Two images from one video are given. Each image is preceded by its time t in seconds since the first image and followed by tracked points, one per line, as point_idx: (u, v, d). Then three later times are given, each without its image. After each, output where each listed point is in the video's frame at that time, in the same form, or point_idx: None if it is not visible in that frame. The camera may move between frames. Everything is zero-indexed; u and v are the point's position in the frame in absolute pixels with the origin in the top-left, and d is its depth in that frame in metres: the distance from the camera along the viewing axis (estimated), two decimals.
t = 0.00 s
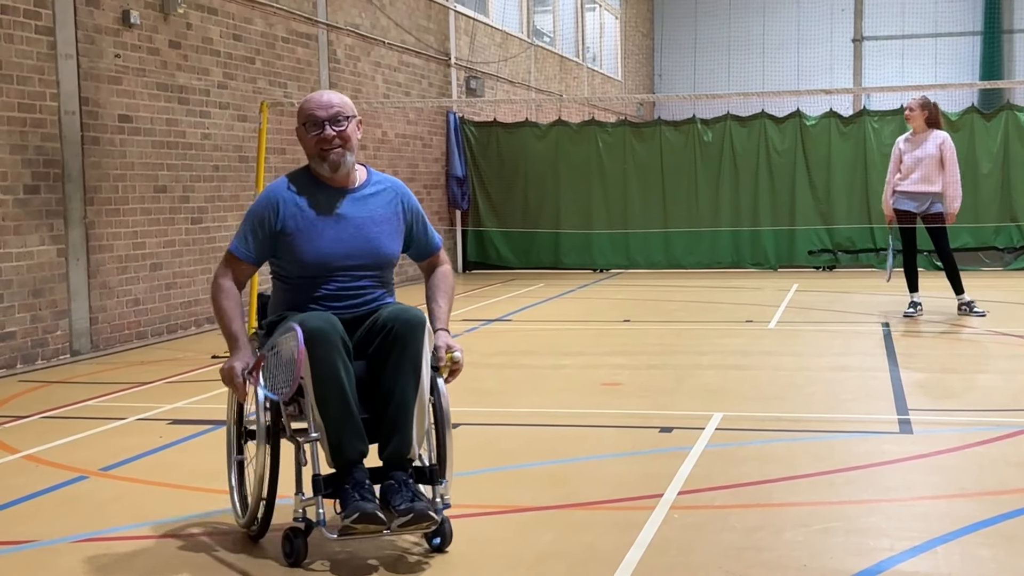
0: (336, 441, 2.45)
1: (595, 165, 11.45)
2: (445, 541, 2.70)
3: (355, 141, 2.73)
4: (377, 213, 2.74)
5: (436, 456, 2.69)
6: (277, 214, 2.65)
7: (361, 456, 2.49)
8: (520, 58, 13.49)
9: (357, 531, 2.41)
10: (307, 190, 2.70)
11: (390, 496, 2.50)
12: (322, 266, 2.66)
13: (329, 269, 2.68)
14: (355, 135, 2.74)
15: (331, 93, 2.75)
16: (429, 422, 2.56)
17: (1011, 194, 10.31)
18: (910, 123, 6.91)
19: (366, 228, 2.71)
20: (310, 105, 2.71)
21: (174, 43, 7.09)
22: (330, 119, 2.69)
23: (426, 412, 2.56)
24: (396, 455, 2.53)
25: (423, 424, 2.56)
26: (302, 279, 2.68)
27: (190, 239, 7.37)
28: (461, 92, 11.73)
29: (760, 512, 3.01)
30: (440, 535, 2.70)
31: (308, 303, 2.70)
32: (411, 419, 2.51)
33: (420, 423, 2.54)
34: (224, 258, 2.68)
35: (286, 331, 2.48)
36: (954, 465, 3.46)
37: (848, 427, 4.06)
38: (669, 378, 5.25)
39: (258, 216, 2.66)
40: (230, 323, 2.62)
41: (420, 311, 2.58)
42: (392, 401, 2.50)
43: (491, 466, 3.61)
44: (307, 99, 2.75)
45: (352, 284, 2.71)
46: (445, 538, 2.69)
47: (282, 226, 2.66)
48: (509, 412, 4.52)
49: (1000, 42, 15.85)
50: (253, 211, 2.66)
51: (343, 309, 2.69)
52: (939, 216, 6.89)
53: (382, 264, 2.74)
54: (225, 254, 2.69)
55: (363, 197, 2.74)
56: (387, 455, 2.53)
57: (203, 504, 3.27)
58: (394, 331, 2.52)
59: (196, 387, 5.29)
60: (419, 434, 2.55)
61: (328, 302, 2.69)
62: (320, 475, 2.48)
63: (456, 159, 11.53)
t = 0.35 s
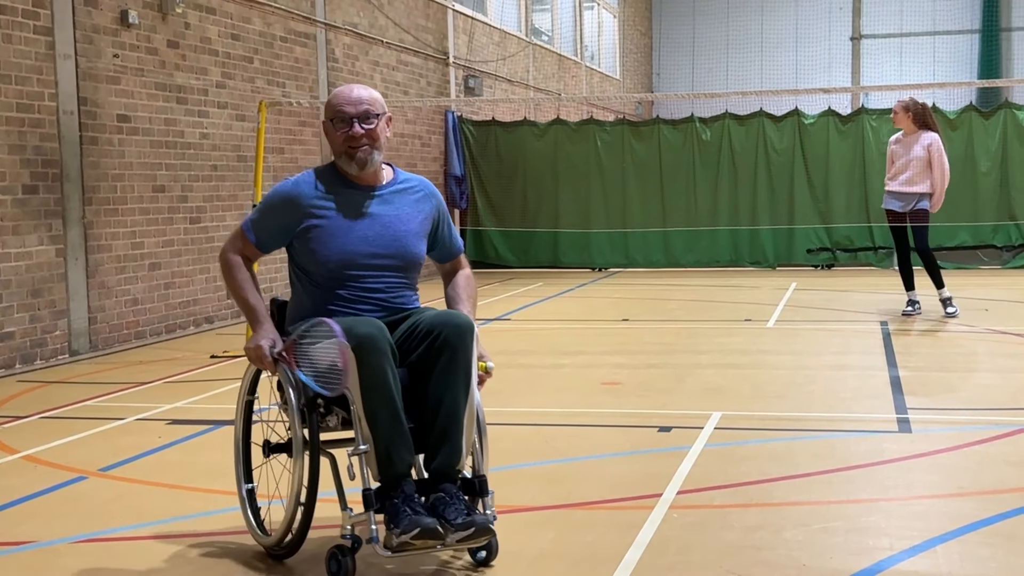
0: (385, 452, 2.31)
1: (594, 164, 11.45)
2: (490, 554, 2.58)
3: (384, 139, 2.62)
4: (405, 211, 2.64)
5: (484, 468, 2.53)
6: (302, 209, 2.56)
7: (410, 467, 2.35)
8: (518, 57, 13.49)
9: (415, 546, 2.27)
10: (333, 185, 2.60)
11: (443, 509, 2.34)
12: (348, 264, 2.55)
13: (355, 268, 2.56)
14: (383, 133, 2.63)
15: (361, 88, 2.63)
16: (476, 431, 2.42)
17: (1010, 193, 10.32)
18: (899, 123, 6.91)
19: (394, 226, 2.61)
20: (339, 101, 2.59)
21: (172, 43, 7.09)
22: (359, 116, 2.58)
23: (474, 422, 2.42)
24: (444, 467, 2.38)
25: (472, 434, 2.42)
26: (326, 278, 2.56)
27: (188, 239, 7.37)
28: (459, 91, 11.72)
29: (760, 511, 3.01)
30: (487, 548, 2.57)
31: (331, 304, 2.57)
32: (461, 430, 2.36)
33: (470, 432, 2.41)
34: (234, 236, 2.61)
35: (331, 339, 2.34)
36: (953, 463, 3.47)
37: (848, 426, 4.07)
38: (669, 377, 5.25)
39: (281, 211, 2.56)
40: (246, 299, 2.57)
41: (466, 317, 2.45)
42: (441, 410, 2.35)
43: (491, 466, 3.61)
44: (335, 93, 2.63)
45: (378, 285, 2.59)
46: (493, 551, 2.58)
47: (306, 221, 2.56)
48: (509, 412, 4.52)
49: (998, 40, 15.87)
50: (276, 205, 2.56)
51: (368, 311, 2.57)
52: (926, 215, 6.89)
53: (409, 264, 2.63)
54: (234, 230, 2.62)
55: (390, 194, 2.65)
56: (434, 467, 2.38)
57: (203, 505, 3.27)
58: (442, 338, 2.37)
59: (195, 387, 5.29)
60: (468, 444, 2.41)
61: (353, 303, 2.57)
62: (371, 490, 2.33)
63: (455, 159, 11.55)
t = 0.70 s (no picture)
0: (452, 460, 2.29)
1: (589, 164, 11.46)
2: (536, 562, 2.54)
3: (412, 134, 2.57)
4: (435, 211, 2.59)
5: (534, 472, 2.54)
6: (335, 215, 2.45)
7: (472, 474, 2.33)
8: (512, 57, 13.49)
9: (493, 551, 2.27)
10: (362, 188, 2.52)
11: (508, 515, 2.35)
12: (387, 270, 2.49)
13: (393, 272, 2.51)
14: (411, 129, 2.58)
15: (385, 81, 2.58)
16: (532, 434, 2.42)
17: (1003, 192, 10.35)
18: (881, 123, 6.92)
19: (427, 226, 2.55)
20: (364, 94, 2.54)
21: (166, 44, 7.08)
22: (384, 111, 2.53)
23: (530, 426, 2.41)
24: (505, 472, 2.37)
25: (528, 437, 2.42)
26: (365, 284, 2.49)
27: (182, 239, 7.36)
28: (454, 91, 11.72)
29: (754, 511, 3.02)
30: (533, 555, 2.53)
31: (370, 310, 2.52)
32: (521, 434, 2.35)
33: (527, 436, 2.40)
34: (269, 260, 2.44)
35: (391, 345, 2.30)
36: (946, 463, 3.48)
37: (842, 426, 4.08)
38: (664, 377, 5.26)
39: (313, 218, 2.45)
40: (302, 343, 2.35)
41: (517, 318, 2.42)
42: (502, 415, 2.34)
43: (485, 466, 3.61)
44: (359, 88, 2.58)
45: (416, 288, 2.55)
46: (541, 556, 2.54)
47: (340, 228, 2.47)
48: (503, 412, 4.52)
49: (991, 40, 15.92)
50: (307, 213, 2.45)
51: (407, 314, 2.54)
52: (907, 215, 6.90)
53: (444, 266, 2.59)
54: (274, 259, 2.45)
55: (418, 193, 2.58)
56: (492, 474, 2.36)
57: (196, 506, 3.26)
58: (499, 342, 2.34)
59: (189, 388, 5.28)
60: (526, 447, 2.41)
61: (392, 307, 2.53)
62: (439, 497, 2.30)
63: (450, 161, 11.63)
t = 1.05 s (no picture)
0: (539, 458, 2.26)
1: (579, 163, 11.47)
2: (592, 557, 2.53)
3: (440, 132, 2.54)
4: (461, 208, 2.59)
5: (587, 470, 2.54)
6: (367, 214, 2.41)
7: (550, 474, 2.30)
8: (502, 57, 13.49)
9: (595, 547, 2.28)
10: (393, 185, 2.49)
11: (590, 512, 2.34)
12: (428, 268, 2.47)
13: (431, 271, 2.48)
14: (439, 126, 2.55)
15: (408, 76, 2.53)
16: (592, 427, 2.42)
17: (993, 190, 10.40)
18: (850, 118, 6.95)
19: (458, 222, 2.55)
20: (393, 90, 2.49)
21: (154, 44, 7.05)
22: (413, 109, 2.49)
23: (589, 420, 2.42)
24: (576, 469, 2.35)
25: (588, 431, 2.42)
26: (409, 283, 2.46)
27: (172, 239, 7.33)
28: (444, 91, 11.71)
29: (744, 509, 3.03)
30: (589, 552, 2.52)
31: (414, 311, 2.48)
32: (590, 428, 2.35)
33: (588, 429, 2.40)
34: (292, 256, 2.38)
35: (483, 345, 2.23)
36: (935, 461, 3.50)
37: (832, 424, 4.10)
38: (654, 376, 5.28)
39: (349, 219, 2.39)
40: (318, 315, 2.32)
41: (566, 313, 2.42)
42: (574, 414, 2.32)
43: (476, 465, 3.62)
44: (384, 85, 2.53)
45: (454, 286, 2.54)
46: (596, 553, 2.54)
47: (375, 227, 2.42)
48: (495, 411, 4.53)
49: (980, 40, 15.99)
50: (343, 213, 2.38)
51: (447, 314, 2.52)
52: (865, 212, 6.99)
53: (471, 264, 2.58)
54: (288, 249, 2.38)
55: (444, 190, 2.58)
56: (561, 473, 2.34)
57: (186, 506, 3.26)
58: (564, 338, 2.34)
59: (179, 388, 5.27)
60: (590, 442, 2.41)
61: (433, 307, 2.50)
62: (538, 498, 2.26)
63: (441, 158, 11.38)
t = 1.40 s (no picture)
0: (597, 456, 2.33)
1: (564, 162, 11.48)
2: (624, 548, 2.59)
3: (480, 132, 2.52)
4: (492, 207, 2.57)
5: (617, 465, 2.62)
6: (415, 212, 2.34)
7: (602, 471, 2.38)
8: (487, 56, 13.49)
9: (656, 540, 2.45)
10: (435, 183, 2.44)
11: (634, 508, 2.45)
12: (474, 269, 2.44)
13: (475, 272, 2.45)
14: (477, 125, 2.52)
15: (446, 74, 2.49)
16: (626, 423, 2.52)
17: (976, 189, 10.48)
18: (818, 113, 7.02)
19: (493, 223, 2.53)
20: (436, 88, 2.45)
21: (137, 43, 7.01)
22: (459, 107, 2.45)
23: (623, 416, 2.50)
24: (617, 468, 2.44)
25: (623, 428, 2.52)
26: (456, 283, 2.42)
27: (155, 239, 7.30)
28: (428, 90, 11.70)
29: (728, 508, 3.04)
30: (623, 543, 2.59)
31: (459, 312, 2.45)
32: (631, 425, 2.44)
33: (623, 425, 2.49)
34: (333, 250, 2.25)
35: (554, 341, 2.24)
36: (918, 458, 3.53)
37: (816, 423, 4.12)
38: (639, 375, 5.30)
39: (399, 216, 2.31)
40: (363, 314, 2.22)
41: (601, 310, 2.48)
42: (618, 408, 2.39)
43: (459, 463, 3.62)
44: (424, 82, 2.47)
45: (493, 286, 2.53)
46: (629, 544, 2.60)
47: (422, 226, 2.36)
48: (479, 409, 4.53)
49: (963, 39, 16.08)
50: (394, 210, 2.30)
51: (489, 317, 2.50)
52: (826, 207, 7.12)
53: (505, 263, 2.57)
54: (328, 244, 2.25)
55: (477, 189, 2.56)
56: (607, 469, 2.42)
57: (169, 507, 3.25)
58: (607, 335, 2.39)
59: (163, 388, 5.25)
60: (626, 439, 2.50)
61: (476, 309, 2.47)
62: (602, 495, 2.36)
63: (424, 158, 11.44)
